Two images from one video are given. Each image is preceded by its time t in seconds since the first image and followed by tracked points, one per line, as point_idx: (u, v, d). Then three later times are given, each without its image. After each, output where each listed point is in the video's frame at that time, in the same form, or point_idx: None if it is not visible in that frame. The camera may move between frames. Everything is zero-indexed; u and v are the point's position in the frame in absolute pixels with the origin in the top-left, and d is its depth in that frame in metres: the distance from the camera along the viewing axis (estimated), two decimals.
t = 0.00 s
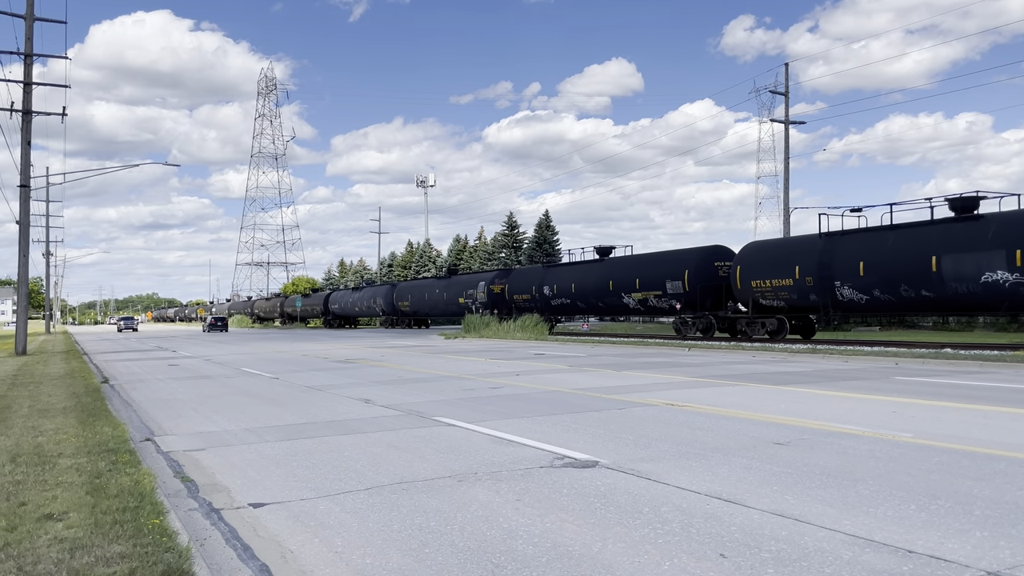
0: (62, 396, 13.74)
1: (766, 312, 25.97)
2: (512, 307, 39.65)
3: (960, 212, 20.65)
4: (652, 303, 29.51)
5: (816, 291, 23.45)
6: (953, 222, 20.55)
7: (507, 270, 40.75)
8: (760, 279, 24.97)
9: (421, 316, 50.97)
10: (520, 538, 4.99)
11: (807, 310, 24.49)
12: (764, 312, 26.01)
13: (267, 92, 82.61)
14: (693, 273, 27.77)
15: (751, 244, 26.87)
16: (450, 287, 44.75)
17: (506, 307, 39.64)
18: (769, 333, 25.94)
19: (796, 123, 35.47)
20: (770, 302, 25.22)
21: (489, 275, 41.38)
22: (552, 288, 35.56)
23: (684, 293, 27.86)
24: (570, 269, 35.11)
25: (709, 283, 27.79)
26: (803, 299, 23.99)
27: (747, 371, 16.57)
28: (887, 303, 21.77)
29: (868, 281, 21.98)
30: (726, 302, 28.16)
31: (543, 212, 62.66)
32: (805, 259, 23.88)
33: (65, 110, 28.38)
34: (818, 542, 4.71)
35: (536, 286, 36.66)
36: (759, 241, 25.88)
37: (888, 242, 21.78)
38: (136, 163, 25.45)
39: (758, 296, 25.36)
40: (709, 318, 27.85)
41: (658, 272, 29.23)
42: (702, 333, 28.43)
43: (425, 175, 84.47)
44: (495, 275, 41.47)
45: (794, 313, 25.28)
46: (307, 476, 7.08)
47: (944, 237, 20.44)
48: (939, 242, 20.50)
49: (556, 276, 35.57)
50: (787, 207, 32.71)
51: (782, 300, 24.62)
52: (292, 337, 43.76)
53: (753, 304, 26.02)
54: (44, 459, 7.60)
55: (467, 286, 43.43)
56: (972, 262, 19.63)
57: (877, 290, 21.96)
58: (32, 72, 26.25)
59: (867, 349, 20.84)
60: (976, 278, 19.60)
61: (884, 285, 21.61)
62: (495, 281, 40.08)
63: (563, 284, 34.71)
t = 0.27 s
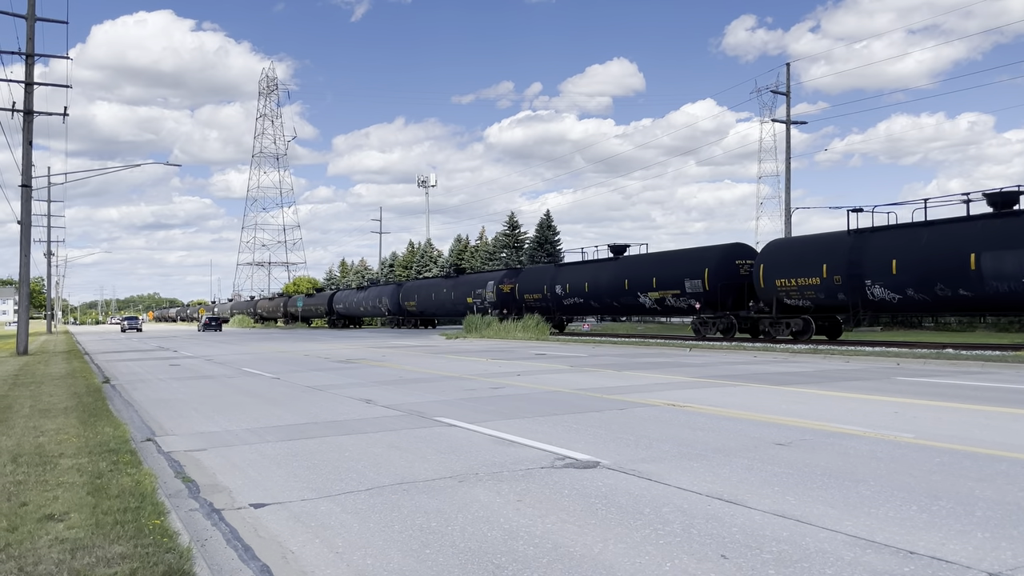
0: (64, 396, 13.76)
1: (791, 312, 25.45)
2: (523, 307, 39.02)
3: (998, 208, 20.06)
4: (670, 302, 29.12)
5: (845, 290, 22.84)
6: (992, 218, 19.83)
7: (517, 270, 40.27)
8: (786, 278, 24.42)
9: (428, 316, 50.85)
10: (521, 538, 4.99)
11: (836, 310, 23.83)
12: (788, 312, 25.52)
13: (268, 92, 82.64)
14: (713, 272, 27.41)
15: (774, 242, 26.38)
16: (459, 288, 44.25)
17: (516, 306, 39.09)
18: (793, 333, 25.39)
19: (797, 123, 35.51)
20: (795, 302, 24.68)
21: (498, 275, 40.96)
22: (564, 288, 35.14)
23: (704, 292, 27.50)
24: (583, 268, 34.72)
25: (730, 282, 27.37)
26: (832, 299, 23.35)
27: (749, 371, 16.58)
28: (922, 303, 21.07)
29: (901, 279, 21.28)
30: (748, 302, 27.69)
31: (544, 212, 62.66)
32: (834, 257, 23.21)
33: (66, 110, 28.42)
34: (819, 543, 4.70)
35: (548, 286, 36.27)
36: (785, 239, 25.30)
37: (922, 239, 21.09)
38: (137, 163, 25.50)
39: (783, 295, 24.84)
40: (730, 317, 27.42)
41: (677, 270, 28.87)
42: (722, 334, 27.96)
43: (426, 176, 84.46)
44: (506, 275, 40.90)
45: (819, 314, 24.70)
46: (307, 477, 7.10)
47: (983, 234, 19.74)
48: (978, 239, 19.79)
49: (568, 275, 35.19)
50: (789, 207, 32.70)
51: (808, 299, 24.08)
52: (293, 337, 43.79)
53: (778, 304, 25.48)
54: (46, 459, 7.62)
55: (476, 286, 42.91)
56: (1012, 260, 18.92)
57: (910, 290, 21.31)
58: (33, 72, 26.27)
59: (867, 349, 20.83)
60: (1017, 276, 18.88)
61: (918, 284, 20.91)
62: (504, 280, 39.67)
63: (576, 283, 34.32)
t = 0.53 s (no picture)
0: (64, 395, 13.75)
1: (817, 312, 24.92)
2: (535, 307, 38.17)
3: None
4: (689, 302, 28.39)
5: (876, 288, 22.32)
6: None
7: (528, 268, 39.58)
8: (813, 276, 23.93)
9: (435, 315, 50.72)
10: (522, 538, 4.99)
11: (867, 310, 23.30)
12: (814, 312, 24.96)
13: (269, 92, 82.60)
14: (734, 269, 26.73)
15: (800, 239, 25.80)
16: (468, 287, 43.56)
17: (527, 305, 38.28)
18: (820, 334, 24.85)
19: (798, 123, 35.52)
20: (822, 301, 24.21)
21: (508, 274, 40.29)
22: (578, 287, 34.33)
23: (725, 291, 26.78)
24: (596, 267, 33.96)
25: (751, 280, 26.67)
26: (862, 298, 22.83)
27: (750, 371, 16.55)
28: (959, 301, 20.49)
29: (937, 278, 20.71)
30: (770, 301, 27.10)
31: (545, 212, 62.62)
32: (866, 256, 22.65)
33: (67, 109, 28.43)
34: (820, 543, 4.70)
35: (560, 284, 35.54)
36: (812, 237, 24.76)
37: (957, 236, 20.49)
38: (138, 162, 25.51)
39: (809, 294, 24.36)
40: (752, 317, 26.83)
41: (696, 268, 28.15)
42: (744, 334, 27.38)
43: (427, 175, 84.40)
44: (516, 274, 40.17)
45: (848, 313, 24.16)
46: (308, 476, 7.09)
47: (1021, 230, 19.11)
48: (1016, 235, 19.17)
49: (581, 274, 34.45)
50: (790, 207, 32.67)
51: (835, 299, 23.60)
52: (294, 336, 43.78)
53: (805, 303, 24.93)
54: (47, 458, 7.62)
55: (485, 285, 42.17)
56: None
57: (945, 288, 20.74)
58: (35, 71, 26.29)
59: (869, 349, 20.80)
60: None
61: (954, 283, 20.35)
62: (514, 280, 38.98)
63: (589, 282, 33.59)
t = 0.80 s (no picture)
0: (65, 394, 13.76)
1: (845, 311, 23.74)
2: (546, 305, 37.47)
3: None
4: (710, 300, 27.49)
5: (910, 287, 21.12)
6: None
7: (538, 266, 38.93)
8: (841, 274, 22.73)
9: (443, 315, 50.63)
10: (523, 537, 4.99)
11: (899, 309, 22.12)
12: (842, 311, 23.83)
13: (270, 91, 82.63)
14: (758, 268, 25.79)
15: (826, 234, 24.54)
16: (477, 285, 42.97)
17: (538, 304, 37.62)
18: (848, 334, 23.75)
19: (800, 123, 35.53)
20: (850, 300, 23.00)
21: (518, 272, 39.66)
22: (591, 286, 33.51)
23: (748, 289, 25.87)
24: (609, 265, 33.13)
25: (775, 279, 25.69)
26: (895, 297, 21.64)
27: (751, 370, 16.54)
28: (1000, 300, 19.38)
29: (977, 277, 19.56)
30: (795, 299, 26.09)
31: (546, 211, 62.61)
32: (898, 253, 21.43)
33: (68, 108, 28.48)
34: (821, 542, 4.69)
35: (573, 283, 34.71)
36: (839, 233, 23.52)
37: (998, 231, 19.35)
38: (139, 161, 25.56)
39: (837, 293, 23.15)
40: (776, 317, 25.92)
41: (717, 266, 27.20)
42: (766, 334, 26.56)
43: (428, 175, 84.40)
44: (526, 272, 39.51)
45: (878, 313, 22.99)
46: (308, 475, 7.09)
47: None
48: None
49: (594, 271, 33.60)
50: (792, 207, 32.65)
51: (866, 298, 22.39)
52: (295, 336, 43.82)
53: (833, 302, 23.73)
54: (49, 457, 7.63)
55: (495, 283, 41.53)
56: None
57: (985, 287, 19.60)
58: (37, 70, 26.33)
59: (870, 349, 20.77)
60: None
61: (995, 281, 19.21)
62: (524, 278, 38.34)
63: (603, 280, 32.70)
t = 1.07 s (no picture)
0: (67, 393, 13.77)
1: (876, 311, 23.21)
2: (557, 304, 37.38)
3: None
4: (732, 299, 27.19)
5: (946, 286, 20.66)
6: None
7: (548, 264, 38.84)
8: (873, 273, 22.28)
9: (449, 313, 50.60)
10: (523, 536, 4.99)
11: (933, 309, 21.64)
12: (872, 311, 23.29)
13: (272, 90, 82.65)
14: (782, 266, 25.43)
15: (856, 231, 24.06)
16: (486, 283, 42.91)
17: (548, 302, 37.51)
18: (878, 334, 23.17)
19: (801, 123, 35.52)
20: (882, 299, 22.53)
21: (528, 270, 39.56)
22: (605, 284, 33.26)
23: (772, 288, 25.55)
24: (623, 263, 32.87)
25: (800, 277, 25.31)
26: (930, 296, 21.17)
27: (752, 370, 16.52)
28: None
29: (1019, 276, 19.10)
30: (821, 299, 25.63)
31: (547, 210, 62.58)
32: (935, 251, 20.96)
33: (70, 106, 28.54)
34: (822, 542, 4.69)
35: (586, 281, 34.47)
36: (870, 230, 23.07)
37: None
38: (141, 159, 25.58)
39: (868, 292, 22.69)
40: (801, 317, 25.54)
41: (739, 264, 26.88)
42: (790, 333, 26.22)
43: (429, 174, 84.38)
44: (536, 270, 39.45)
45: (910, 313, 22.46)
46: (309, 474, 7.09)
47: None
48: None
49: (608, 270, 33.32)
50: (794, 206, 32.63)
51: (898, 297, 21.91)
52: (296, 334, 43.83)
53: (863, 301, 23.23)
54: (50, 455, 7.63)
55: (504, 281, 41.44)
56: None
57: None
58: (39, 69, 26.34)
59: (871, 348, 20.75)
60: None
61: None
62: (535, 276, 38.23)
63: (618, 279, 32.43)
